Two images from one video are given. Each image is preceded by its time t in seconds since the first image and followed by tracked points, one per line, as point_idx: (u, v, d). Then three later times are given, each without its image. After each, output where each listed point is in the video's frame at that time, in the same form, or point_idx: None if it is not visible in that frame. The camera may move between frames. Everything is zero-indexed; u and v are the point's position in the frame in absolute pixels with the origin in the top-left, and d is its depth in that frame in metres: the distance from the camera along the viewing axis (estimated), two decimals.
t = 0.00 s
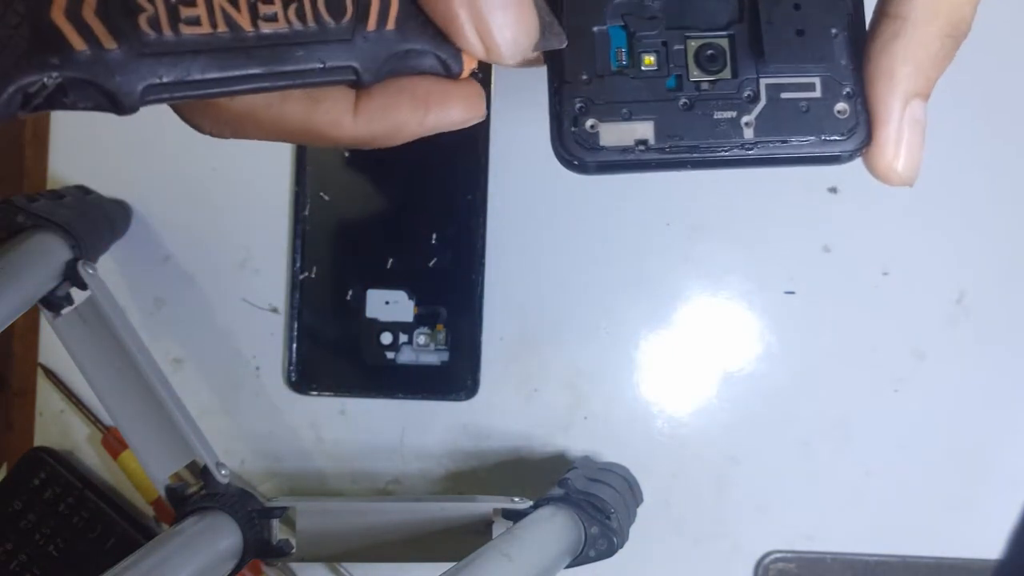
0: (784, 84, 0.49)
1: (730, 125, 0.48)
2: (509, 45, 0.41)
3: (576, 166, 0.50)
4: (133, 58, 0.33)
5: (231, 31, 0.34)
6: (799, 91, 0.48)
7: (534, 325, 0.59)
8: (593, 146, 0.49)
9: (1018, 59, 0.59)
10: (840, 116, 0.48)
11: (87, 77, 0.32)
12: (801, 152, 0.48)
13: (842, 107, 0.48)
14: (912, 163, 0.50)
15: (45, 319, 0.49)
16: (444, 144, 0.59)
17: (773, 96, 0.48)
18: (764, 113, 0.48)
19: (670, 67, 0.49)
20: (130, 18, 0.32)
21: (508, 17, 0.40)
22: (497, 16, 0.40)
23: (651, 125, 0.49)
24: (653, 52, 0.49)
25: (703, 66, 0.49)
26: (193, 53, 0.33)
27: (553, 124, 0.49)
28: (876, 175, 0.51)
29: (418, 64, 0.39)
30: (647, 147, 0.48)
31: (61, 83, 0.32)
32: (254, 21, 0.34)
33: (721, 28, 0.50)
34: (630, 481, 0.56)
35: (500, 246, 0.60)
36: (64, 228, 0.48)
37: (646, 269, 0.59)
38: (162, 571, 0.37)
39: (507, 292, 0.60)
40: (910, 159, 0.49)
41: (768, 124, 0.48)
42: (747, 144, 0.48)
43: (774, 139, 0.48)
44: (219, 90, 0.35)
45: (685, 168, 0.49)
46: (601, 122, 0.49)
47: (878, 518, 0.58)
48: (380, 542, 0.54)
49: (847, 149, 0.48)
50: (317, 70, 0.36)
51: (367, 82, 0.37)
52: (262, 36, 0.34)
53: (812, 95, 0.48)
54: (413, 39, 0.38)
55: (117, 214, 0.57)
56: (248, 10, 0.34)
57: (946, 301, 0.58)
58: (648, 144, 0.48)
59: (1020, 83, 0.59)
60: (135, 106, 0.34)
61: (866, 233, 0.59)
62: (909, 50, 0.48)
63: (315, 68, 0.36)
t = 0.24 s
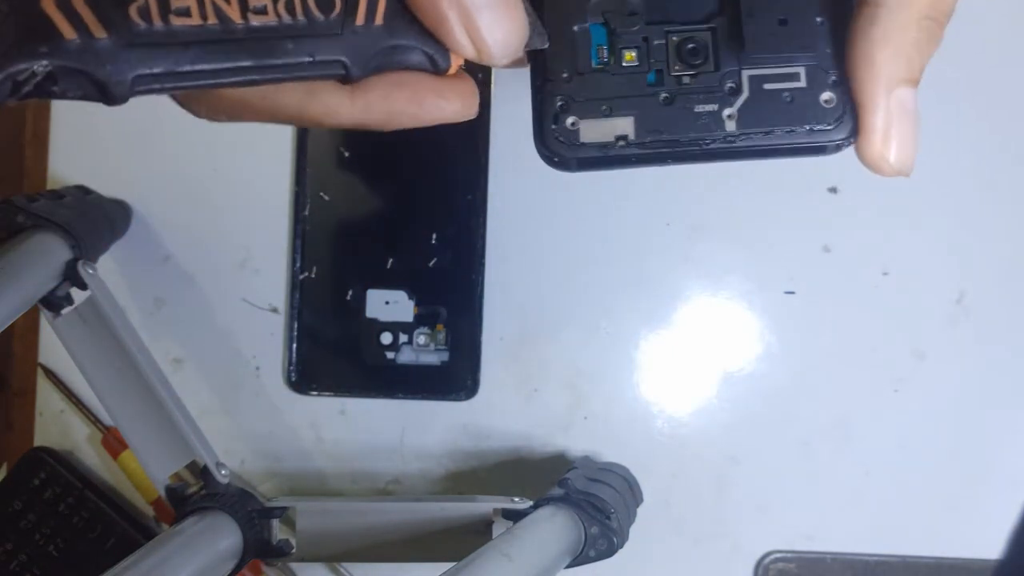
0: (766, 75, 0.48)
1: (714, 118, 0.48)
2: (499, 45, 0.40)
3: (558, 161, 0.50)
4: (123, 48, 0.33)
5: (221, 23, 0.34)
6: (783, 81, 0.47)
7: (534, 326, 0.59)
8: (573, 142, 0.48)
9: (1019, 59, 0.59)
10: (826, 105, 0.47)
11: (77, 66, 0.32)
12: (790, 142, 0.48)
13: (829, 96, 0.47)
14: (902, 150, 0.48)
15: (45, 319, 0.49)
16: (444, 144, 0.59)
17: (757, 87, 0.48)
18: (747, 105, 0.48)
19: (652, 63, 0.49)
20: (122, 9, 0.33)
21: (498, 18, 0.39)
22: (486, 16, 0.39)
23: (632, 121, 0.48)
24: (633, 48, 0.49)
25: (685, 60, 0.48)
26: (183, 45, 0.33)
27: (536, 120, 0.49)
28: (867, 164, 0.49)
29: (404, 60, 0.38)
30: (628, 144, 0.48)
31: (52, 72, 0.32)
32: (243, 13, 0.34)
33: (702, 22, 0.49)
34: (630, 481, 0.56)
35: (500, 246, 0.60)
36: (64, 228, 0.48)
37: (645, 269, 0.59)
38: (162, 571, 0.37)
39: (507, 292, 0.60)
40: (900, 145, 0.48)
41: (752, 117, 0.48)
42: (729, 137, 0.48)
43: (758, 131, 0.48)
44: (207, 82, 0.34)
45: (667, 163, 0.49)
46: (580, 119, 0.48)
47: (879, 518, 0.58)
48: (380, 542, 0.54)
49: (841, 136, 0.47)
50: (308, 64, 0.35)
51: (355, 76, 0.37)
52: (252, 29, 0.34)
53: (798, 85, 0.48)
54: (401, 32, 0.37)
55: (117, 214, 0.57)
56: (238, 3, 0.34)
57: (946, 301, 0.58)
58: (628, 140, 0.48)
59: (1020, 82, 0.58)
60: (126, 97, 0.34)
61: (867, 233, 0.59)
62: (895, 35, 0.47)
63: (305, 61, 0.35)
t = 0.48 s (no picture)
0: (760, 64, 0.48)
1: (709, 106, 0.48)
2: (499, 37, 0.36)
3: (559, 145, 0.51)
4: (118, 74, 0.30)
5: (216, 42, 0.31)
6: (777, 71, 0.48)
7: (534, 326, 0.59)
8: (573, 128, 0.49)
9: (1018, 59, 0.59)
10: (814, 96, 0.48)
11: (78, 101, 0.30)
12: (779, 133, 0.49)
13: (819, 88, 0.48)
14: (882, 142, 0.48)
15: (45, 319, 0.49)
16: (444, 143, 0.59)
17: (752, 77, 0.48)
18: (742, 95, 0.48)
19: (652, 49, 0.49)
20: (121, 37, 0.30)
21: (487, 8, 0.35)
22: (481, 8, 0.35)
23: (631, 108, 0.49)
24: (633, 34, 0.49)
25: (683, 48, 0.48)
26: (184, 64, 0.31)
27: (537, 103, 0.50)
28: (849, 153, 0.50)
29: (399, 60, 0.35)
30: (627, 129, 0.49)
31: (59, 108, 0.30)
32: (236, 29, 0.31)
33: (700, 9, 0.49)
34: (630, 481, 0.56)
35: (500, 246, 0.60)
36: (64, 228, 0.49)
37: (645, 269, 0.59)
38: (162, 571, 0.37)
39: (507, 292, 0.60)
40: (881, 137, 0.48)
41: (746, 105, 0.48)
42: (724, 125, 0.48)
43: (750, 121, 0.48)
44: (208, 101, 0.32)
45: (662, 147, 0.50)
46: (580, 104, 0.49)
47: (879, 518, 0.58)
48: (380, 542, 0.54)
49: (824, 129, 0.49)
50: (299, 72, 0.32)
51: (348, 78, 0.34)
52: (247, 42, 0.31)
53: (789, 76, 0.48)
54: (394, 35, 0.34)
55: (117, 213, 0.57)
56: (227, 16, 0.31)
57: (946, 301, 0.58)
58: (629, 125, 0.49)
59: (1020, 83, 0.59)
60: (132, 119, 0.31)
61: (867, 233, 0.59)
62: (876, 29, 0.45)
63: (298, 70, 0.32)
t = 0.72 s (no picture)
0: (768, 59, 0.51)
1: (720, 97, 0.50)
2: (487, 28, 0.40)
3: (576, 127, 0.51)
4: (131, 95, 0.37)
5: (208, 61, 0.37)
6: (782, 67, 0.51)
7: (534, 325, 0.59)
8: (592, 109, 0.50)
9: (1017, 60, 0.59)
10: (813, 93, 0.51)
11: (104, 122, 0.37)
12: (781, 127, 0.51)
13: (818, 86, 0.51)
14: (869, 142, 0.52)
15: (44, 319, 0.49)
16: (444, 144, 0.59)
17: (760, 71, 0.50)
18: (752, 86, 0.50)
19: (667, 35, 0.51)
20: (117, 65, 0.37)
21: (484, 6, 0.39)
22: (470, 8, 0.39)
23: (649, 91, 0.50)
24: (650, 18, 0.51)
25: (697, 36, 0.51)
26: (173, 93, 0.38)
27: (554, 82, 0.50)
28: (833, 149, 0.53)
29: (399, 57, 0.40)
30: (645, 114, 0.50)
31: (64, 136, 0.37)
32: (227, 47, 0.37)
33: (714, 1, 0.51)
34: (630, 481, 0.56)
35: (500, 245, 0.60)
36: (63, 227, 0.49)
37: (645, 269, 0.59)
38: (163, 572, 0.37)
39: (507, 292, 0.60)
40: (869, 137, 0.51)
41: (755, 98, 0.50)
42: (735, 115, 0.50)
43: (757, 113, 0.50)
44: (203, 117, 0.39)
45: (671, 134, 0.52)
46: (600, 84, 0.50)
47: (879, 518, 0.58)
48: (379, 542, 0.54)
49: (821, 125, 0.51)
50: (294, 81, 0.39)
51: (348, 80, 0.40)
52: (237, 58, 0.38)
53: (793, 72, 0.51)
54: (386, 36, 0.39)
55: (117, 213, 0.57)
56: (221, 36, 0.37)
57: (946, 301, 0.58)
58: (648, 108, 0.50)
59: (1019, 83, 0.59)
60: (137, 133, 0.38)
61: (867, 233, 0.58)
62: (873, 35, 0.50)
63: (290, 79, 0.38)
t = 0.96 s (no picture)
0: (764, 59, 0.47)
1: (718, 96, 0.46)
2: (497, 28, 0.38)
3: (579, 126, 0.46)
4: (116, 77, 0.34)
5: (205, 45, 0.34)
6: (778, 66, 0.47)
7: (534, 325, 0.59)
8: (593, 108, 0.46)
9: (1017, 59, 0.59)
10: (810, 93, 0.47)
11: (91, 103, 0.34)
12: (777, 128, 0.47)
13: (813, 86, 0.47)
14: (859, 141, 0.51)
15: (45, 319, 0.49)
16: (444, 144, 0.59)
17: (757, 71, 0.47)
18: (750, 87, 0.47)
19: (667, 32, 0.46)
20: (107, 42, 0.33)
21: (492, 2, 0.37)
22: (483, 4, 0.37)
23: (649, 92, 0.46)
24: (649, 15, 0.46)
25: (697, 34, 0.46)
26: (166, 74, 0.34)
27: (553, 78, 0.46)
28: (824, 147, 0.52)
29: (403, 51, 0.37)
30: (646, 114, 0.46)
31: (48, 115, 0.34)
32: (225, 31, 0.34)
33: None
34: (630, 481, 0.56)
35: (500, 245, 0.60)
36: (63, 227, 0.49)
37: (645, 269, 0.59)
38: (163, 571, 0.37)
39: (507, 292, 0.60)
40: (859, 136, 0.50)
41: (753, 98, 0.47)
42: (733, 116, 0.47)
43: (755, 114, 0.47)
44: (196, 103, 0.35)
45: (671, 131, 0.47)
46: (601, 84, 0.46)
47: (879, 518, 0.58)
48: (380, 542, 0.54)
49: (816, 125, 0.47)
50: (292, 71, 0.35)
51: (348, 73, 0.36)
52: (236, 44, 0.34)
53: (789, 72, 0.47)
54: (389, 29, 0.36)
55: (117, 212, 0.57)
56: (220, 18, 0.34)
57: (946, 301, 0.58)
58: (648, 109, 0.46)
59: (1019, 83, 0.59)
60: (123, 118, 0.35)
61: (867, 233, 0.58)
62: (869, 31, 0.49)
63: (289, 69, 0.35)
